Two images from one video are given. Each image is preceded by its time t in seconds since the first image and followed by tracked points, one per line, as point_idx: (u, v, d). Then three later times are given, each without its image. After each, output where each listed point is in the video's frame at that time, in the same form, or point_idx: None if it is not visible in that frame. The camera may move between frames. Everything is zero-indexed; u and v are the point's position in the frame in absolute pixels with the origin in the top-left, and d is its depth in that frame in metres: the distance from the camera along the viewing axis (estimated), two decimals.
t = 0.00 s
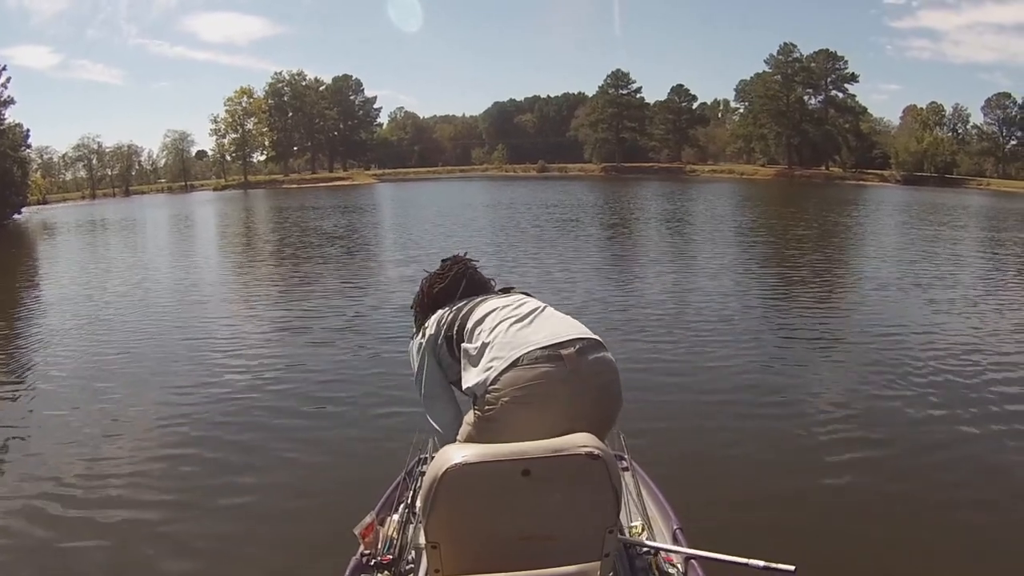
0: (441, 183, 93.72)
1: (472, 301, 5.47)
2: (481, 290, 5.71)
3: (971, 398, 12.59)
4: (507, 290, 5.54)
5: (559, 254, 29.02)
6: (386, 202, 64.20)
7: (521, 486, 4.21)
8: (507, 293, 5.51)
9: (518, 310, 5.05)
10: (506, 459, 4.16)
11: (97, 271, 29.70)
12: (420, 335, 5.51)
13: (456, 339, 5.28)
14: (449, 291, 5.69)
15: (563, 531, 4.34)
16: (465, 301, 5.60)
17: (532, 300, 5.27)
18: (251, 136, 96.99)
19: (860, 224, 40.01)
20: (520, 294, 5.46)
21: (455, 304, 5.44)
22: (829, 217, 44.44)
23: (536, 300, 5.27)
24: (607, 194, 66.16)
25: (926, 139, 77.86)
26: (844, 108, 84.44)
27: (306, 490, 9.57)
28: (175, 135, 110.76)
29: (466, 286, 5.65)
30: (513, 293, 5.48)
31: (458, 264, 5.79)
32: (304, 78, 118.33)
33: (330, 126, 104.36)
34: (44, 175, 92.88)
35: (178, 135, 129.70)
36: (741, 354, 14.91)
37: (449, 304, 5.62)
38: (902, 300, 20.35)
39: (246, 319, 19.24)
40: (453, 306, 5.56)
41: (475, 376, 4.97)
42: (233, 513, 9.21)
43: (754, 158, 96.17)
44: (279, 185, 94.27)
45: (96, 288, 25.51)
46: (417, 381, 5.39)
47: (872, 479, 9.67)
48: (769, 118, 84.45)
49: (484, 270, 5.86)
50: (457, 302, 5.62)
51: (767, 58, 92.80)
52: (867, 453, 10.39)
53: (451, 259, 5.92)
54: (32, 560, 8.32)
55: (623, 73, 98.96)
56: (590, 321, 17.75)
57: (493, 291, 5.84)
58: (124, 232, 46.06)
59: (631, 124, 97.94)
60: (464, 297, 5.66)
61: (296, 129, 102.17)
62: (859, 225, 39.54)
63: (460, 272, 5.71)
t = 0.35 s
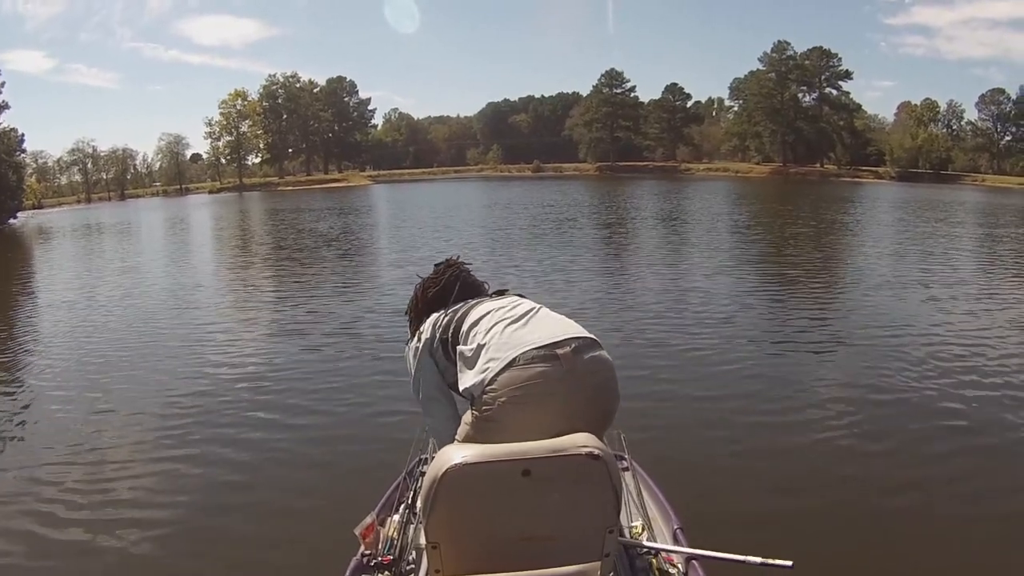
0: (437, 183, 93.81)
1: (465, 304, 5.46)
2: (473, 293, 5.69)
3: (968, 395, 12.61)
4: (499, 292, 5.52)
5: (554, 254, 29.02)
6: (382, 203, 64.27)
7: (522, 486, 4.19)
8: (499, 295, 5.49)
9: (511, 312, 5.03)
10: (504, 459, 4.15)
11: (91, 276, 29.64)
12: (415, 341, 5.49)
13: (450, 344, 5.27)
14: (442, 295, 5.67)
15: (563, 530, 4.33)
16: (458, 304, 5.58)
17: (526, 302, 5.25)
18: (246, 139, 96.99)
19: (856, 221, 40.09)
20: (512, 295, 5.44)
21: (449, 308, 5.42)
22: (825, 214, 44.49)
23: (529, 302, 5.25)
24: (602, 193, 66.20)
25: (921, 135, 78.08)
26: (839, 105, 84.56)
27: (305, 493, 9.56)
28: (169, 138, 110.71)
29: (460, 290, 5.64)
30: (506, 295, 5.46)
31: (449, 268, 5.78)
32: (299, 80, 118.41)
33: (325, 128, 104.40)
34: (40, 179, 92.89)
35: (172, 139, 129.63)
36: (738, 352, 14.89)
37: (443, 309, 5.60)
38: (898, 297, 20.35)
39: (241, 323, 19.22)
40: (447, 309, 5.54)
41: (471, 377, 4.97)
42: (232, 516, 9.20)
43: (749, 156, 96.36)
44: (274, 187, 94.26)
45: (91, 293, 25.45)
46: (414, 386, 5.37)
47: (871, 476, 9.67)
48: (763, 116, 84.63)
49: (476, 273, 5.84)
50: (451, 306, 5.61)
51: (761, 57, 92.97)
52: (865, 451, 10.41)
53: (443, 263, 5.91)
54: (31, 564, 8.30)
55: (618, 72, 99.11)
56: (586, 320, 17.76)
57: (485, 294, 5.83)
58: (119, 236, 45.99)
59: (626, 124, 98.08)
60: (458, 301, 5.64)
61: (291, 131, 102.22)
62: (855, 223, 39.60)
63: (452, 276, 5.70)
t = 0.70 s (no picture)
0: (433, 183, 93.77)
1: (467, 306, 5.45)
2: (474, 294, 5.68)
3: (965, 400, 12.64)
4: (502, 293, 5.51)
5: (550, 254, 29.03)
6: (377, 202, 64.14)
7: (521, 485, 4.19)
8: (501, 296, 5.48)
9: (514, 313, 5.02)
10: (505, 459, 4.14)
11: (84, 271, 29.47)
12: (416, 343, 5.48)
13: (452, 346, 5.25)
14: (443, 296, 5.67)
15: (564, 531, 4.33)
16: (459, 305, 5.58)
17: (528, 304, 5.24)
18: (242, 135, 96.73)
19: (850, 226, 40.27)
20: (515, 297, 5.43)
21: (451, 310, 5.41)
22: (819, 218, 44.67)
23: (531, 303, 5.24)
24: (597, 195, 66.25)
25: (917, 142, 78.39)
26: (835, 110, 84.84)
27: (300, 490, 9.55)
28: (164, 133, 110.31)
29: (461, 292, 5.63)
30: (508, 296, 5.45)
31: (450, 269, 5.77)
32: (295, 77, 118.13)
33: (321, 125, 104.25)
34: (34, 172, 92.52)
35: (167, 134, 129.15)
36: (734, 356, 14.90)
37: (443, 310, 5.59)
38: (894, 302, 20.39)
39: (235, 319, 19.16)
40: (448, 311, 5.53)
41: (474, 378, 4.96)
42: (228, 509, 9.19)
43: (745, 160, 96.48)
44: (269, 184, 94.03)
45: (83, 288, 25.29)
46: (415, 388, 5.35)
47: (868, 480, 9.67)
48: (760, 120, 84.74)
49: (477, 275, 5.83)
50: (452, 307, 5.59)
51: (758, 60, 93.09)
52: (862, 455, 10.42)
53: (444, 265, 5.90)
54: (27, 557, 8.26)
55: (615, 74, 99.11)
56: (581, 321, 17.77)
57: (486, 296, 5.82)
58: (113, 231, 45.78)
59: (622, 125, 98.07)
60: (459, 303, 5.63)
61: (287, 128, 102.03)
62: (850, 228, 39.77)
63: (453, 278, 5.70)
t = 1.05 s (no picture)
0: (428, 184, 93.81)
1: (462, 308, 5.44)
2: (470, 296, 5.67)
3: (963, 398, 12.67)
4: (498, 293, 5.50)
5: (546, 255, 29.04)
6: (373, 204, 64.17)
7: (521, 485, 4.20)
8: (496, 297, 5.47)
9: (511, 314, 5.01)
10: (504, 459, 4.14)
11: (80, 274, 29.47)
12: (412, 346, 5.47)
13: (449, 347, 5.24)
14: (438, 298, 5.66)
15: (564, 531, 4.33)
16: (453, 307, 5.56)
17: (524, 304, 5.23)
18: (237, 137, 96.71)
19: (846, 225, 40.37)
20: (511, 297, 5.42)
21: (446, 312, 5.41)
22: (816, 217, 44.71)
23: (527, 304, 5.23)
24: (593, 195, 66.34)
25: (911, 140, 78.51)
26: (830, 109, 84.85)
27: (299, 492, 9.54)
28: (159, 136, 110.31)
29: (457, 294, 5.62)
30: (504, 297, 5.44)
31: (444, 270, 5.75)
32: (290, 79, 118.06)
33: (316, 127, 104.25)
34: (30, 177, 92.58)
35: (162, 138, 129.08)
36: (731, 356, 14.90)
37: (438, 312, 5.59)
38: (890, 301, 20.42)
39: (231, 322, 19.17)
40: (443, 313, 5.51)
41: (472, 379, 4.96)
42: (227, 512, 9.17)
43: (739, 159, 96.64)
44: (265, 187, 93.99)
45: (78, 292, 25.25)
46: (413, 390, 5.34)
47: (869, 479, 9.70)
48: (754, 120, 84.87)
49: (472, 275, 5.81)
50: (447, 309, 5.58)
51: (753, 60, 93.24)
52: (861, 454, 10.44)
53: (437, 266, 5.89)
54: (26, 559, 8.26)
55: (609, 74, 99.19)
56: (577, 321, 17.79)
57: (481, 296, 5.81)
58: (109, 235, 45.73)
59: (617, 126, 98.17)
60: (454, 304, 5.62)
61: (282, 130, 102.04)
62: (846, 226, 39.85)
63: (447, 280, 5.69)
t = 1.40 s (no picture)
0: (426, 182, 93.82)
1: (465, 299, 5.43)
2: (476, 288, 5.65)
3: (962, 400, 12.68)
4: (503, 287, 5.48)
5: (544, 254, 29.05)
6: (370, 201, 64.15)
7: (522, 486, 4.19)
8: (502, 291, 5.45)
9: (516, 309, 5.00)
10: (504, 460, 4.13)
11: (77, 270, 29.49)
12: (414, 333, 5.42)
13: (453, 337, 5.21)
14: (444, 288, 5.65)
15: (564, 531, 4.33)
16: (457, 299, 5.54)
17: (529, 300, 5.21)
18: (234, 134, 96.65)
19: (844, 225, 40.42)
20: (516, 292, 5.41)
21: (451, 303, 5.40)
22: (814, 218, 44.78)
23: (531, 300, 5.21)
24: (591, 194, 66.40)
25: (909, 141, 78.57)
26: (826, 109, 84.86)
27: (297, 491, 9.52)
28: (157, 132, 110.28)
29: (462, 285, 5.61)
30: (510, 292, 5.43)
31: (451, 260, 5.74)
32: (288, 76, 118.05)
33: (313, 124, 104.28)
34: (27, 171, 92.52)
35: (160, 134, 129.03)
36: (730, 357, 14.87)
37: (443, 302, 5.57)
38: (888, 302, 20.43)
39: (229, 319, 19.18)
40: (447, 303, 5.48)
41: (474, 376, 4.94)
42: (225, 511, 9.16)
43: (736, 159, 96.75)
44: (262, 183, 94.01)
45: (76, 287, 25.28)
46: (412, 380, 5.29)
47: (867, 480, 9.71)
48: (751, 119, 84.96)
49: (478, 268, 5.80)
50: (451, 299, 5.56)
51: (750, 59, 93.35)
52: (859, 455, 10.45)
53: (444, 257, 5.87)
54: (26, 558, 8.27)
55: (607, 73, 99.29)
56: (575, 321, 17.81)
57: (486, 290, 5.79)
58: (106, 230, 45.73)
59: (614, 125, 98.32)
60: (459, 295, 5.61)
61: (279, 127, 102.04)
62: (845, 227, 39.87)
63: (453, 271, 5.68)
